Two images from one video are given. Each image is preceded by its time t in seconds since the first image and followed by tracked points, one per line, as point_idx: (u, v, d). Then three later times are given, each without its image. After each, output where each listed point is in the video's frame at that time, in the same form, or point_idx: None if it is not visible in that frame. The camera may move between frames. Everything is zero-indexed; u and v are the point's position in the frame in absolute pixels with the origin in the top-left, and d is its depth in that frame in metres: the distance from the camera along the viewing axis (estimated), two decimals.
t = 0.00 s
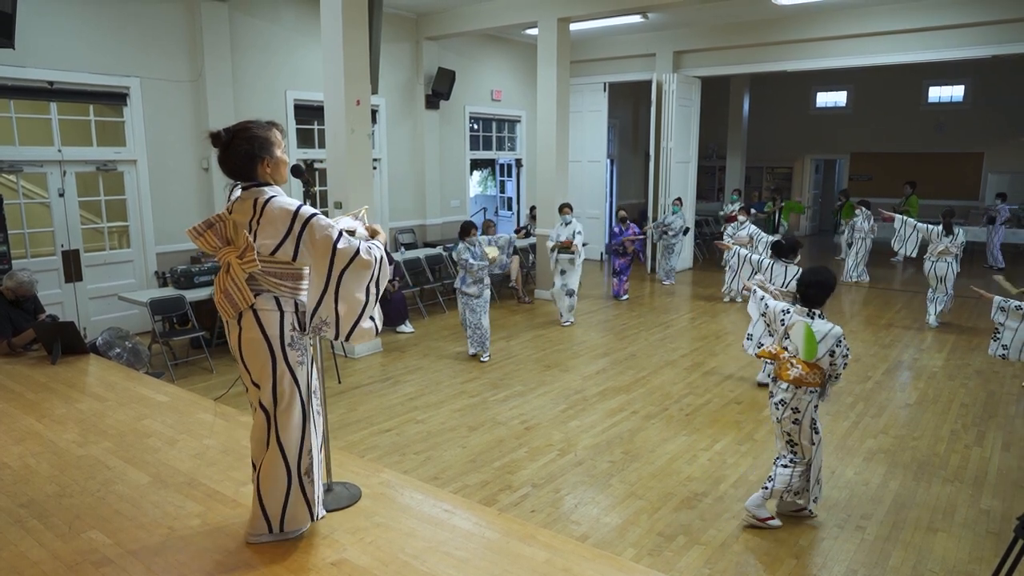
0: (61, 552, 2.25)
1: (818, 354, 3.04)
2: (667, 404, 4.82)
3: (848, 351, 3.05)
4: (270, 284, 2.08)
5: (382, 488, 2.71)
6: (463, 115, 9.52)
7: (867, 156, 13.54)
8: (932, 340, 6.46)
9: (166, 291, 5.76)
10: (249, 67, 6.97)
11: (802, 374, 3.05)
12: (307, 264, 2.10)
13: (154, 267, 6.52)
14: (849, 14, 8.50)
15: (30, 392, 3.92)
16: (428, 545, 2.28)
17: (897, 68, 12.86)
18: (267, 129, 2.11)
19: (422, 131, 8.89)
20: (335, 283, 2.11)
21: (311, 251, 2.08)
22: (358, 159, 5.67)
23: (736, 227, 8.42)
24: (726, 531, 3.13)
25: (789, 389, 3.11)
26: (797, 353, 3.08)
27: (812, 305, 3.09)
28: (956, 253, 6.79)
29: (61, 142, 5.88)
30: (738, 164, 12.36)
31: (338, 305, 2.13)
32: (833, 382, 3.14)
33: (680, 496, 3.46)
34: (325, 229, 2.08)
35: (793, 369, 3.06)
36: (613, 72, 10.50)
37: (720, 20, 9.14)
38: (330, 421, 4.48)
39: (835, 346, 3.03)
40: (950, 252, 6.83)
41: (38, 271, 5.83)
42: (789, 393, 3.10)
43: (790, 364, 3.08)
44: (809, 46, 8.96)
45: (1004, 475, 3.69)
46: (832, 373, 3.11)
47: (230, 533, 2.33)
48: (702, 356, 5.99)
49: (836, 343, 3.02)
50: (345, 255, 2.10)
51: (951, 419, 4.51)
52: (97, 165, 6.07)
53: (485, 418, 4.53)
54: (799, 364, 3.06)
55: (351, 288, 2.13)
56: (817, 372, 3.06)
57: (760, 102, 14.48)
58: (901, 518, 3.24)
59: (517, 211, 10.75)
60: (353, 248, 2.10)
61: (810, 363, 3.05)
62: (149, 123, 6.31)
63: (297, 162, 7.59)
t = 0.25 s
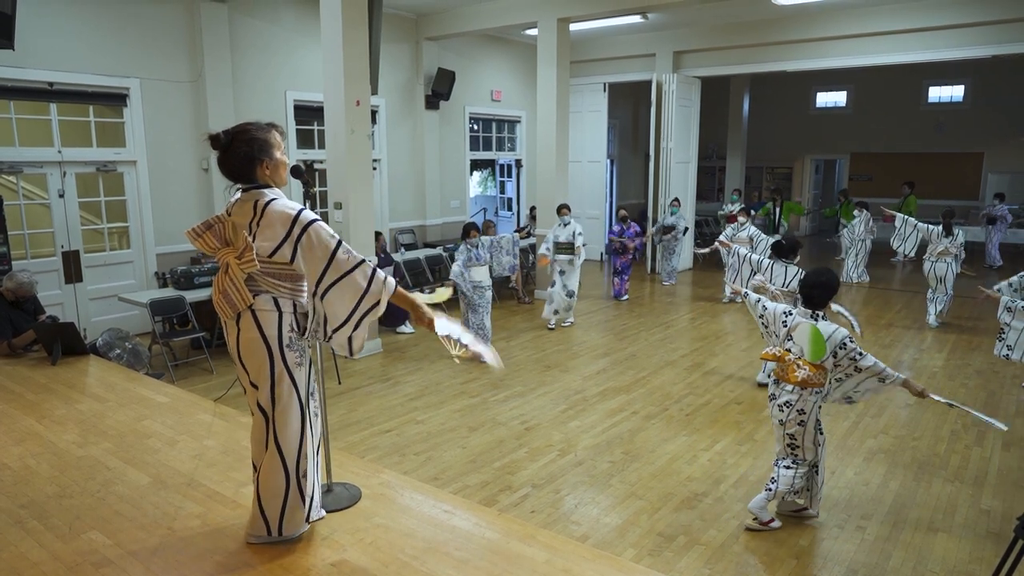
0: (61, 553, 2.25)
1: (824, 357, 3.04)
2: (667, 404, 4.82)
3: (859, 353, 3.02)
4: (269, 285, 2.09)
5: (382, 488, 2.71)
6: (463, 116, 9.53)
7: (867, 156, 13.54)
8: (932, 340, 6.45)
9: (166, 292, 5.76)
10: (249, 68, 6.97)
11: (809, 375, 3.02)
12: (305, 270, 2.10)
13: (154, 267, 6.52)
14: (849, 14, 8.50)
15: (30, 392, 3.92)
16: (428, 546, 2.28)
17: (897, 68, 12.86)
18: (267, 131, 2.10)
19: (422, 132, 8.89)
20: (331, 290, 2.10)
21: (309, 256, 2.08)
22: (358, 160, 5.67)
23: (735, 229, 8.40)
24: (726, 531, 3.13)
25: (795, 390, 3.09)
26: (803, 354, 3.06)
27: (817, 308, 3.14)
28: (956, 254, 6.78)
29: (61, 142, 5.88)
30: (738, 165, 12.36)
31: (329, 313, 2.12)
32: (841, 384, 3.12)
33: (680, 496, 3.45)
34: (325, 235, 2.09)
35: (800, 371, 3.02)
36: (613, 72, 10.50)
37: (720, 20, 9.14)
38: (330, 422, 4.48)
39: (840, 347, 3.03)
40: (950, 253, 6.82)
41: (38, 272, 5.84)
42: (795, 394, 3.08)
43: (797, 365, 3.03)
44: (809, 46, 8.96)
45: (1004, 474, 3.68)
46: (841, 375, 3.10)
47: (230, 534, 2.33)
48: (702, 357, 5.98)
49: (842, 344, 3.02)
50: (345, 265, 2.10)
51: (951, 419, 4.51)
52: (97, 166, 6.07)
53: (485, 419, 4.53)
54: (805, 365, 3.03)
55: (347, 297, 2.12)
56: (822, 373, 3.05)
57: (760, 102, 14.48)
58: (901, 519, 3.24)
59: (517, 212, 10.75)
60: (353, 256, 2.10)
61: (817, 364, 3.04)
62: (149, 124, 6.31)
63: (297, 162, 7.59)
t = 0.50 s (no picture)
0: (61, 553, 2.25)
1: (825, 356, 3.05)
2: (667, 404, 4.81)
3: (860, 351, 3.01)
4: (263, 285, 2.09)
5: (382, 488, 2.71)
6: (463, 116, 9.52)
7: (867, 156, 13.53)
8: (932, 340, 6.45)
9: (166, 291, 5.76)
10: (249, 67, 6.97)
11: (807, 373, 3.00)
12: (301, 269, 2.11)
13: (154, 267, 6.52)
14: (849, 14, 8.49)
15: (30, 392, 3.92)
16: (427, 546, 2.28)
17: (898, 68, 12.85)
18: (263, 131, 2.10)
19: (422, 132, 8.89)
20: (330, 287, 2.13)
21: (304, 255, 2.09)
22: (357, 160, 5.66)
23: (735, 227, 8.42)
24: (726, 531, 3.13)
25: (793, 388, 3.09)
26: (802, 352, 3.04)
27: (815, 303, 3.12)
28: (956, 253, 6.78)
29: (61, 142, 5.88)
30: (739, 164, 12.35)
31: (330, 309, 2.15)
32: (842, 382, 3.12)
33: (680, 496, 3.45)
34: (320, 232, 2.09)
35: (798, 369, 3.01)
36: (613, 72, 10.50)
37: (720, 20, 9.14)
38: (330, 421, 4.48)
39: (840, 344, 3.02)
40: (949, 252, 6.81)
41: (38, 271, 5.84)
42: (794, 392, 3.08)
43: (796, 363, 3.02)
44: (809, 46, 8.96)
45: (1003, 474, 3.68)
46: (842, 373, 3.10)
47: (230, 533, 2.33)
48: (702, 356, 5.98)
49: (842, 342, 3.01)
50: (342, 259, 2.11)
51: (951, 419, 4.51)
52: (97, 165, 6.07)
53: (485, 419, 4.53)
54: (804, 363, 3.02)
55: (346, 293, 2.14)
56: (821, 371, 3.04)
57: (760, 102, 14.47)
58: (901, 519, 3.23)
59: (517, 211, 10.75)
60: (350, 251, 2.11)
61: (815, 362, 3.02)
62: (148, 124, 6.31)
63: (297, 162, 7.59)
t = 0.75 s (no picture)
0: (61, 552, 2.25)
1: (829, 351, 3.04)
2: (667, 403, 4.81)
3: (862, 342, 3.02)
4: (258, 284, 2.09)
5: (382, 488, 2.71)
6: (463, 115, 9.52)
7: (867, 155, 13.53)
8: (932, 339, 6.44)
9: (166, 290, 5.76)
10: (249, 67, 6.97)
11: (808, 367, 3.01)
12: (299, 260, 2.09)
13: (154, 266, 6.52)
14: (850, 13, 8.49)
15: (30, 392, 3.91)
16: (427, 545, 2.28)
17: (898, 67, 12.85)
18: (260, 130, 2.10)
19: (422, 131, 8.88)
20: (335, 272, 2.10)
21: (301, 245, 2.06)
22: (357, 159, 5.66)
23: (735, 226, 8.43)
24: (726, 531, 3.13)
25: (794, 382, 3.07)
26: (803, 346, 3.04)
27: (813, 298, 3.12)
28: (956, 252, 6.76)
29: (61, 141, 5.88)
30: (739, 164, 12.35)
31: (342, 294, 2.12)
32: (845, 377, 3.13)
33: (680, 496, 3.45)
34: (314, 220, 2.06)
35: (800, 363, 3.02)
36: (613, 71, 10.49)
37: (720, 20, 9.14)
38: (330, 421, 4.48)
39: (841, 338, 3.02)
40: (949, 250, 6.80)
41: (38, 270, 5.83)
42: (795, 386, 3.06)
43: (797, 357, 3.03)
44: (809, 46, 8.96)
45: (1003, 474, 3.68)
46: (846, 368, 3.11)
47: (230, 533, 2.33)
48: (701, 356, 5.98)
49: (843, 335, 3.01)
50: (343, 242, 2.08)
51: (951, 418, 4.51)
52: (97, 164, 6.07)
53: (485, 418, 4.53)
54: (805, 357, 3.02)
55: (353, 276, 2.11)
56: (822, 365, 3.05)
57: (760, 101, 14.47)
58: (902, 518, 3.23)
59: (517, 210, 10.74)
60: (349, 230, 2.08)
61: (816, 356, 3.03)
62: (148, 123, 6.31)
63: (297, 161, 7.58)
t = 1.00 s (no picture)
0: (61, 552, 2.25)
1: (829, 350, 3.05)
2: (667, 403, 4.81)
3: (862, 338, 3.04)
4: (254, 283, 2.11)
5: (382, 488, 2.71)
6: (463, 115, 9.52)
7: (867, 155, 13.52)
8: (932, 339, 6.44)
9: (167, 291, 5.76)
10: (249, 67, 6.97)
11: (810, 368, 3.03)
12: (292, 248, 2.06)
13: (154, 266, 6.52)
14: (849, 13, 8.49)
15: (30, 392, 3.91)
16: (427, 545, 2.28)
17: (898, 67, 12.85)
18: (262, 128, 2.10)
19: (422, 131, 8.88)
20: (334, 246, 2.06)
21: (291, 234, 2.03)
22: (357, 159, 5.66)
23: (736, 226, 8.37)
24: (726, 531, 3.12)
25: (796, 383, 3.07)
26: (803, 347, 3.04)
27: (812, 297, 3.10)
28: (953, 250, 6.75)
29: (61, 142, 5.88)
30: (739, 164, 12.35)
31: (349, 263, 2.08)
32: (847, 375, 3.13)
33: (680, 496, 3.45)
34: (298, 206, 2.02)
35: (801, 364, 3.03)
36: (613, 71, 10.50)
37: (720, 20, 9.14)
38: (330, 421, 4.48)
39: (842, 335, 3.05)
40: (947, 249, 6.79)
41: (38, 271, 5.84)
42: (797, 387, 3.06)
43: (798, 358, 3.04)
44: (809, 46, 8.96)
45: (1003, 474, 3.68)
46: (848, 365, 3.12)
47: (230, 533, 2.33)
48: (701, 356, 5.99)
49: (845, 332, 3.04)
50: (331, 215, 2.02)
51: (952, 418, 4.51)
52: (97, 165, 6.07)
53: (485, 418, 4.52)
54: (807, 358, 3.03)
55: (353, 246, 2.07)
56: (824, 365, 3.05)
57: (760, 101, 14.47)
58: (902, 518, 3.23)
59: (517, 210, 10.74)
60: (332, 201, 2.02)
61: (817, 356, 3.03)
62: (149, 124, 6.31)
63: (297, 161, 7.58)
